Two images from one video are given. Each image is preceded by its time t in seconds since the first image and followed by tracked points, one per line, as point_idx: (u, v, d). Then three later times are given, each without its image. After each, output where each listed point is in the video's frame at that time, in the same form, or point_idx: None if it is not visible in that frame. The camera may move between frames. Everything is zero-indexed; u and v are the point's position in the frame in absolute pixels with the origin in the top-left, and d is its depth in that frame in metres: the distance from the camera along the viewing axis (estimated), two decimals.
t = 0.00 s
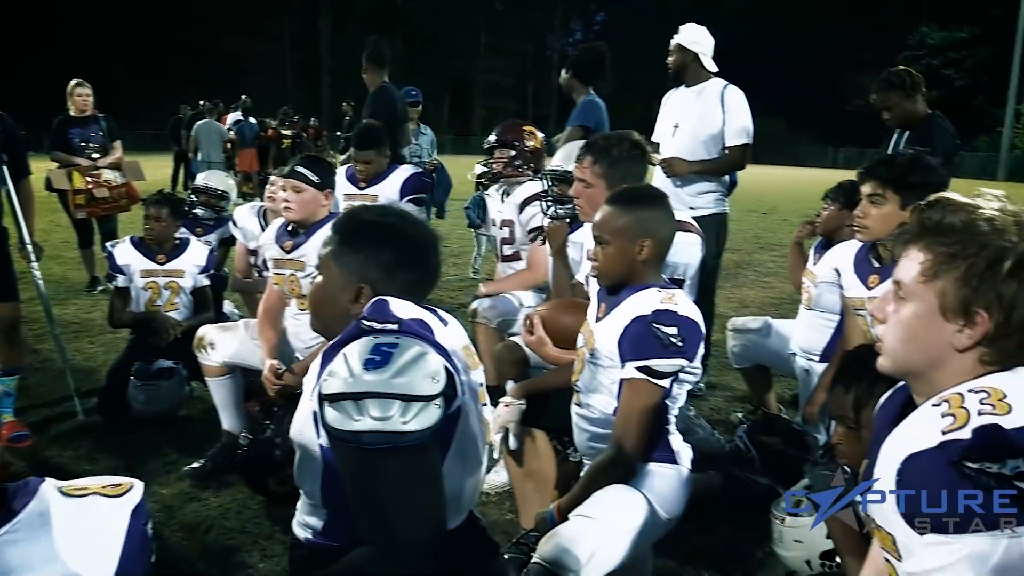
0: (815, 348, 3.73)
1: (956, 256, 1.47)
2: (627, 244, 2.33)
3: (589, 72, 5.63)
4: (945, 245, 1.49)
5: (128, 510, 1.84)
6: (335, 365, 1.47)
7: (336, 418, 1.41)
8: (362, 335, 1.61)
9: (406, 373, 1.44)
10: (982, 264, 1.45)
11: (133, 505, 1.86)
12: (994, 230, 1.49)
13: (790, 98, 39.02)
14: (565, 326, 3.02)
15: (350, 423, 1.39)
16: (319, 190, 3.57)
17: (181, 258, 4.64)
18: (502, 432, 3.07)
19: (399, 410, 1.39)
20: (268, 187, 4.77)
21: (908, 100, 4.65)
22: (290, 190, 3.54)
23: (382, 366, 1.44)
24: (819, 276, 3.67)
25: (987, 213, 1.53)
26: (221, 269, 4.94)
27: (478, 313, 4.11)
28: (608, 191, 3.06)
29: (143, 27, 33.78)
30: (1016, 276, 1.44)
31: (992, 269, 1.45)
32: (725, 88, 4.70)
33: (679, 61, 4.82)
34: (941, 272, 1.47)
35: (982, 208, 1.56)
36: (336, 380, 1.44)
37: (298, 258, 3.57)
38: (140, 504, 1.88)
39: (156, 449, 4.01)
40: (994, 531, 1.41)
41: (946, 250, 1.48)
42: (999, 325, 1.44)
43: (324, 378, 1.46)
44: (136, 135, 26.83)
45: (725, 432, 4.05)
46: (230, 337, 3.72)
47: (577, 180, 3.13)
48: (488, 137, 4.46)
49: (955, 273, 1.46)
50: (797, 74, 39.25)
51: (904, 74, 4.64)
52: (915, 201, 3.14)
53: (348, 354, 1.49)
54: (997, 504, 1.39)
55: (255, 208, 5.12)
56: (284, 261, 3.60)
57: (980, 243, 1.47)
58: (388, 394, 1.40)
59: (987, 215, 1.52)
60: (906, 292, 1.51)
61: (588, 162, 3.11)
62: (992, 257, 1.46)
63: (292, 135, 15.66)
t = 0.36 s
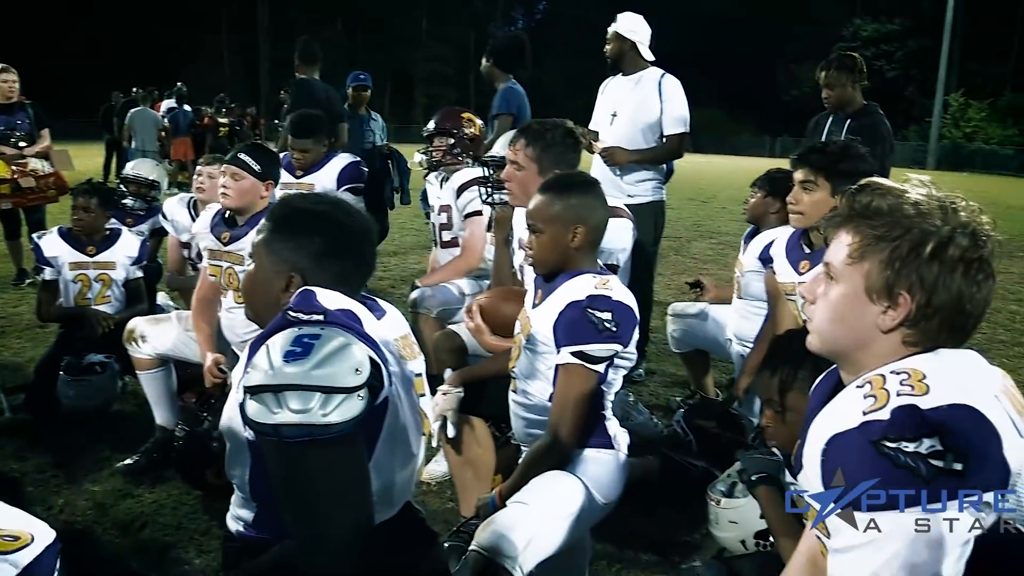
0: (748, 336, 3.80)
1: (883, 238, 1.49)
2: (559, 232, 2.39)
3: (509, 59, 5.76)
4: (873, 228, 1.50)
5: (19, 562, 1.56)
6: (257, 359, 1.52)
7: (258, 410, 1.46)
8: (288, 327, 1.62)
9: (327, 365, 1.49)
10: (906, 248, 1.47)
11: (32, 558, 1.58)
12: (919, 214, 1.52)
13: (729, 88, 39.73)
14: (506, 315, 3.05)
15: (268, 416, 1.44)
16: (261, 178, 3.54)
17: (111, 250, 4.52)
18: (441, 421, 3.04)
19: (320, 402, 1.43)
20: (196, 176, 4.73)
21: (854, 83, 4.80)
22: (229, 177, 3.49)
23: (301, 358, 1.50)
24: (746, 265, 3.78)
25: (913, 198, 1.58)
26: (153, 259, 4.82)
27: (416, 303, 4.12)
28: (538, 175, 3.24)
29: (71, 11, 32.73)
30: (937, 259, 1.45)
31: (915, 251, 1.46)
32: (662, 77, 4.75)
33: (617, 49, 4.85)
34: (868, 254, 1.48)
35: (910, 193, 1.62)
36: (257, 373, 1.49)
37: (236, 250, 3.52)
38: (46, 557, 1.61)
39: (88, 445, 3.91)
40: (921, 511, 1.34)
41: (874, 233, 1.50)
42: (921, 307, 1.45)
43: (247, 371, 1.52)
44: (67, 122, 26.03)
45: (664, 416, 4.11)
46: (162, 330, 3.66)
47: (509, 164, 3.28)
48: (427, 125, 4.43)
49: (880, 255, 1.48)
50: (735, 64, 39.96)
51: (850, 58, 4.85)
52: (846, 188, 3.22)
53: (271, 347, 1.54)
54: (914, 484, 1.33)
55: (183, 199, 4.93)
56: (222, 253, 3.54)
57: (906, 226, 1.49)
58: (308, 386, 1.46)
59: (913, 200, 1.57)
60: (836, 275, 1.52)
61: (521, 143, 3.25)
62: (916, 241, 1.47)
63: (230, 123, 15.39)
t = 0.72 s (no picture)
0: (706, 322, 3.85)
1: (835, 220, 1.51)
2: (512, 220, 2.42)
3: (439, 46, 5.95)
4: (825, 211, 1.52)
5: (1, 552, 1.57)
6: (214, 346, 1.54)
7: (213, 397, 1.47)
8: (246, 313, 1.62)
9: (282, 353, 1.50)
10: (856, 230, 1.49)
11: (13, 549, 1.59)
12: (869, 197, 1.54)
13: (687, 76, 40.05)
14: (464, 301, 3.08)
15: (222, 402, 1.45)
16: (242, 169, 3.48)
17: (64, 242, 4.43)
18: (403, 410, 2.99)
19: (274, 390, 1.44)
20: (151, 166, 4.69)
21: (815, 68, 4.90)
22: (210, 164, 3.44)
23: (259, 345, 1.51)
24: (698, 253, 3.85)
25: (864, 180, 1.59)
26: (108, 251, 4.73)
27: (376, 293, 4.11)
28: (489, 159, 3.25)
29: None
30: (887, 240, 1.47)
31: (865, 234, 1.48)
32: (621, 64, 4.77)
33: (576, 36, 4.83)
34: (821, 237, 1.50)
35: (859, 176, 1.64)
36: (214, 359, 1.51)
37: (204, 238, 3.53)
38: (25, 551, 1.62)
39: (41, 442, 3.83)
40: (917, 510, 1.35)
41: (825, 216, 1.52)
42: (873, 288, 1.47)
43: (204, 357, 1.53)
44: (16, 114, 25.39)
45: (625, 402, 4.15)
46: (115, 323, 3.61)
47: (462, 148, 3.29)
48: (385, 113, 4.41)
49: (832, 237, 1.50)
50: (693, 52, 40.28)
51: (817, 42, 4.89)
52: (799, 172, 3.27)
53: (227, 335, 1.55)
54: (864, 461, 1.34)
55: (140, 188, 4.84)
56: (191, 241, 3.56)
57: (856, 209, 1.51)
58: (263, 374, 1.46)
59: (864, 182, 1.59)
60: (790, 258, 1.54)
61: (474, 128, 3.25)
62: (865, 223, 1.49)
63: (184, 114, 15.16)
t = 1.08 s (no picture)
0: (695, 310, 3.86)
1: (818, 211, 1.51)
2: (487, 212, 2.42)
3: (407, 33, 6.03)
4: (809, 202, 1.52)
5: None
6: (198, 338, 1.53)
7: (197, 389, 1.47)
8: (231, 306, 1.61)
9: (266, 344, 1.50)
10: (840, 220, 1.49)
11: None
12: (852, 186, 1.57)
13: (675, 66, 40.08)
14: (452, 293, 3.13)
15: (207, 394, 1.45)
16: (221, 157, 3.47)
17: (47, 237, 4.40)
18: (393, 402, 2.94)
19: (259, 382, 1.44)
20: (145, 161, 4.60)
21: (788, 55, 4.91)
22: (190, 155, 3.43)
23: (243, 337, 1.50)
24: (688, 241, 3.86)
25: (843, 172, 1.63)
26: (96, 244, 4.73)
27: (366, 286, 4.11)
28: (467, 152, 3.23)
29: None
30: (871, 230, 1.47)
31: (850, 224, 1.48)
32: (607, 54, 4.76)
33: (562, 27, 4.80)
34: (805, 228, 1.50)
35: (841, 166, 1.70)
36: (198, 352, 1.50)
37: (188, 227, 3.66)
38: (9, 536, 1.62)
39: (28, 438, 3.81)
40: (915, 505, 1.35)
41: (809, 206, 1.52)
42: (859, 276, 1.47)
43: (188, 350, 1.53)
44: None
45: (614, 391, 4.16)
46: (102, 318, 3.59)
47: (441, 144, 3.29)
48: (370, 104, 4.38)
49: (817, 228, 1.50)
50: (680, 41, 40.28)
51: (791, 30, 4.93)
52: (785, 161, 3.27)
53: (212, 327, 1.54)
54: (854, 450, 1.33)
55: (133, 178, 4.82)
56: (178, 230, 3.67)
57: (840, 199, 1.52)
58: (249, 365, 1.46)
59: (844, 172, 1.64)
60: (774, 249, 1.54)
61: (450, 125, 3.25)
62: (850, 213, 1.49)
63: (170, 107, 15.08)
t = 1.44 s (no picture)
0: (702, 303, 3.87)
1: (820, 201, 1.51)
2: (504, 200, 2.44)
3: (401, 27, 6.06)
4: (809, 193, 1.52)
5: None
6: (204, 332, 1.53)
7: (205, 382, 1.47)
8: (237, 299, 1.61)
9: (273, 336, 1.51)
10: (842, 210, 1.49)
11: None
12: (853, 175, 1.57)
13: (682, 59, 39.96)
14: (460, 286, 3.17)
15: (215, 387, 1.45)
16: (218, 150, 3.60)
17: (56, 231, 4.43)
18: (399, 395, 2.97)
19: (267, 373, 1.45)
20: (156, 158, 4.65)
21: (777, 47, 5.23)
22: (185, 150, 3.53)
23: (250, 329, 1.50)
24: (693, 234, 3.90)
25: (846, 161, 1.65)
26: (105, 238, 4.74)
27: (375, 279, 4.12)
28: (479, 145, 3.22)
29: None
30: (873, 218, 1.48)
31: (852, 213, 1.48)
32: (614, 47, 4.74)
33: (570, 20, 4.79)
34: (807, 218, 1.50)
35: (842, 155, 1.70)
36: (205, 345, 1.50)
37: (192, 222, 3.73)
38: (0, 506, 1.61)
39: (40, 430, 3.84)
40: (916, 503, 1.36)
41: (810, 197, 1.52)
42: (862, 266, 1.47)
43: (195, 344, 1.53)
44: (8, 105, 25.32)
45: (620, 383, 4.18)
46: (119, 310, 3.61)
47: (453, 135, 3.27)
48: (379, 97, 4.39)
49: (819, 219, 1.50)
50: (687, 35, 40.19)
51: (778, 22, 5.24)
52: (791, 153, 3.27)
53: (219, 320, 1.54)
54: (859, 439, 1.33)
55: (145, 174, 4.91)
56: (182, 226, 3.74)
57: (840, 189, 1.52)
58: (256, 357, 1.46)
59: (846, 161, 1.65)
60: (777, 240, 1.54)
61: (463, 114, 3.24)
62: (851, 202, 1.49)
63: (178, 103, 15.16)
